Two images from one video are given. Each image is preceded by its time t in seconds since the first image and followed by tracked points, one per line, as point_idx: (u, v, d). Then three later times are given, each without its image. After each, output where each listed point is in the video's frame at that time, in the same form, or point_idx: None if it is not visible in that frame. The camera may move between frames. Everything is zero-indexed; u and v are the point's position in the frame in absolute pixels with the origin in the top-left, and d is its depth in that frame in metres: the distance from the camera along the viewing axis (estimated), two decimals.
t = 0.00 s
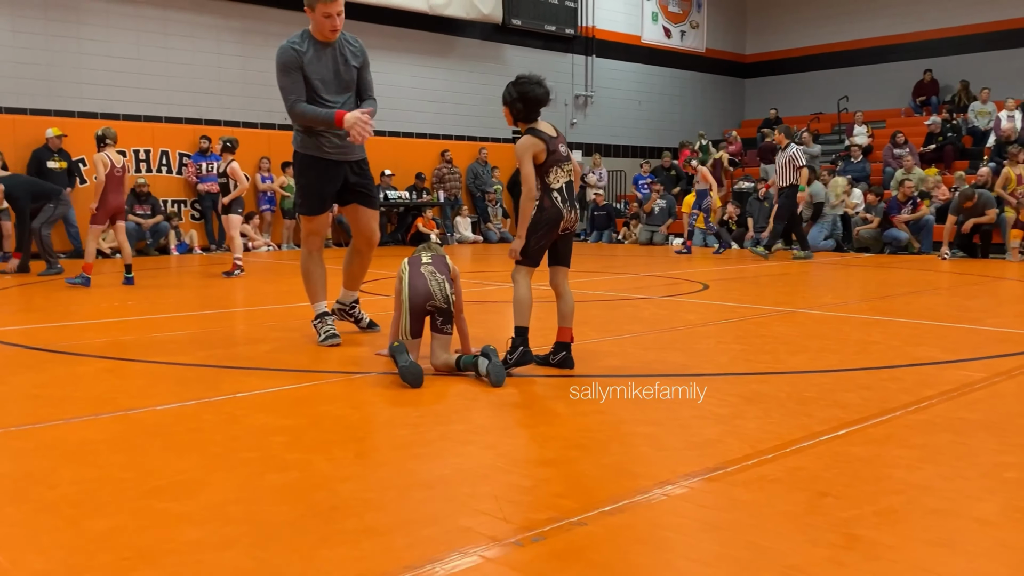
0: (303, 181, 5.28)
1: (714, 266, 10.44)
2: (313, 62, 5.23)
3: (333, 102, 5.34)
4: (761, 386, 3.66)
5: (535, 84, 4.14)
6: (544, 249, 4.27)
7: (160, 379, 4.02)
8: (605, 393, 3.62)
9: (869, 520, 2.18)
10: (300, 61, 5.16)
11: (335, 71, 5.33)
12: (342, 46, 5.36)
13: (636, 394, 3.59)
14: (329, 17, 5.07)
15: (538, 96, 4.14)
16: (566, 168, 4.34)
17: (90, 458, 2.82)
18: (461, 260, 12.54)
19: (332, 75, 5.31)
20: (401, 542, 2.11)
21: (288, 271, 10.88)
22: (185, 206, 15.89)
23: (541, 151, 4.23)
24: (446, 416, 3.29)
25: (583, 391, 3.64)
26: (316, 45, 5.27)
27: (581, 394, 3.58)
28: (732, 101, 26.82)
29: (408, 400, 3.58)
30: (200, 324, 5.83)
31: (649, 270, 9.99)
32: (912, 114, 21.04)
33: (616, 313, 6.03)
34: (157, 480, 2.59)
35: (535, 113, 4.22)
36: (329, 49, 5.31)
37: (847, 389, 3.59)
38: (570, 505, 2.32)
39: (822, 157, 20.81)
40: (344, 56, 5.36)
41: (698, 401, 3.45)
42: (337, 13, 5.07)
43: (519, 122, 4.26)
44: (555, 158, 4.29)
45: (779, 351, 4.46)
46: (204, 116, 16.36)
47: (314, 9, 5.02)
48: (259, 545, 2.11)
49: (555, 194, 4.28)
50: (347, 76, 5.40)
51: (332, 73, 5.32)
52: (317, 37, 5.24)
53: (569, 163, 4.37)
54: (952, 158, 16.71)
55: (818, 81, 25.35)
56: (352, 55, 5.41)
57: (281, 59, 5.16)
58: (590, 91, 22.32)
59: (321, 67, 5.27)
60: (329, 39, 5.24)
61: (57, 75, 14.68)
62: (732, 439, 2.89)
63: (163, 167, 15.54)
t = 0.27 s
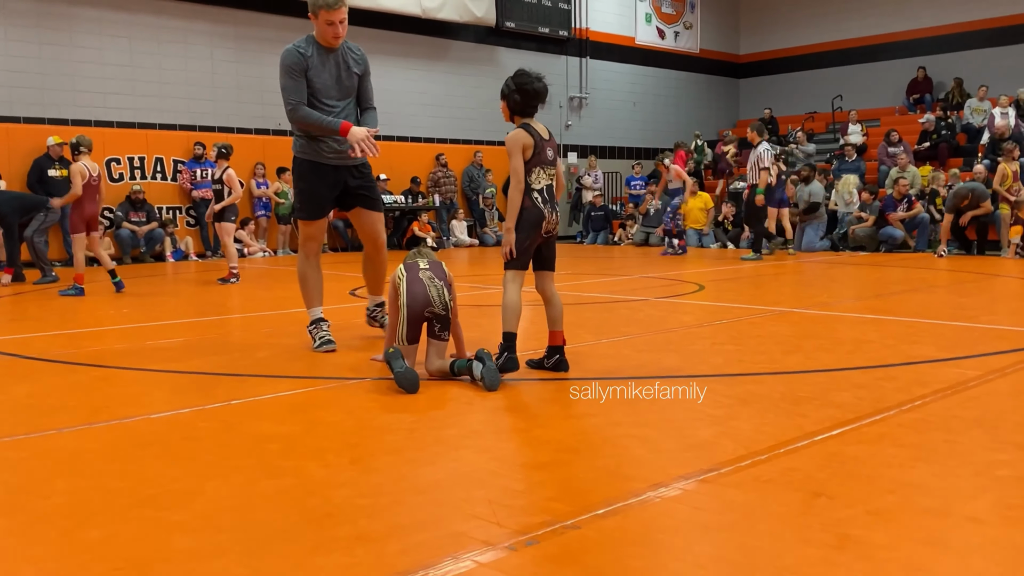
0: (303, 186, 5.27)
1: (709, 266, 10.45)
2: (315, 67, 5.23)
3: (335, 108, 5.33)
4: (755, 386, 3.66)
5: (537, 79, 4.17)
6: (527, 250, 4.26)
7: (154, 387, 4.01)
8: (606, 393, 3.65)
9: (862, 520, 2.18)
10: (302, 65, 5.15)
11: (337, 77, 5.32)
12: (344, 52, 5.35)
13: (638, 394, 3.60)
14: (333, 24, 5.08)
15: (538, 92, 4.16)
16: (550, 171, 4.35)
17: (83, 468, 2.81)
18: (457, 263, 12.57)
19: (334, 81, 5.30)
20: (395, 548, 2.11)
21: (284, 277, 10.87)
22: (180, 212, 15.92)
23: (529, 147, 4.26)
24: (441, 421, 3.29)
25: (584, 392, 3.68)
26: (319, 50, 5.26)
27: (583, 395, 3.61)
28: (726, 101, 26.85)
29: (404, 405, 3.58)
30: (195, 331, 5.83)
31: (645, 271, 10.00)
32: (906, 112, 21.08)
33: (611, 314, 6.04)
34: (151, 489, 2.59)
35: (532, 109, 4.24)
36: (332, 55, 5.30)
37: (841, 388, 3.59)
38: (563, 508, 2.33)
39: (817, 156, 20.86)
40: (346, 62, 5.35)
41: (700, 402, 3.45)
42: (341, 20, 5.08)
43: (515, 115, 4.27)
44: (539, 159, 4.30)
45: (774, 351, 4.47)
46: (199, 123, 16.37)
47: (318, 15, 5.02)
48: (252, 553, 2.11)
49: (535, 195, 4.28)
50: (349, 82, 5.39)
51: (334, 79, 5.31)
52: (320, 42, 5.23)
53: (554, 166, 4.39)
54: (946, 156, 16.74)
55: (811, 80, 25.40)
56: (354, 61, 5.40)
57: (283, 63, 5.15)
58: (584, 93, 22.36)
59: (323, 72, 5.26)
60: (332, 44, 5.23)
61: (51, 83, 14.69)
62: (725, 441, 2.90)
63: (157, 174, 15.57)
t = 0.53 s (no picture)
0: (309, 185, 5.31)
1: (706, 263, 10.46)
2: (330, 67, 5.24)
3: (346, 109, 5.34)
4: (752, 382, 3.66)
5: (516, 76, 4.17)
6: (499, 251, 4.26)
7: (149, 389, 4.00)
8: (604, 393, 3.64)
9: (858, 516, 2.18)
10: (316, 65, 5.19)
11: (353, 79, 5.31)
12: (362, 56, 5.36)
13: (636, 394, 3.59)
14: (351, 26, 5.11)
15: (514, 90, 4.14)
16: (528, 171, 4.33)
17: (76, 471, 2.80)
18: (453, 262, 12.58)
19: (348, 82, 5.30)
20: (388, 549, 2.10)
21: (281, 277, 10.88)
22: (176, 213, 15.92)
23: (504, 145, 4.23)
24: (437, 420, 3.28)
25: (583, 391, 3.66)
26: (336, 52, 5.28)
27: (582, 395, 3.60)
28: (721, 98, 26.86)
29: (399, 406, 3.57)
30: (190, 333, 5.82)
31: (641, 268, 10.01)
32: (901, 107, 21.11)
33: (608, 312, 6.04)
34: (144, 492, 2.57)
35: (510, 106, 4.24)
36: (349, 57, 5.31)
37: (837, 383, 3.59)
38: (558, 507, 2.32)
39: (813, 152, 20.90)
40: (363, 65, 5.35)
41: (697, 401, 3.43)
42: (359, 22, 5.11)
43: (494, 112, 4.28)
44: (516, 159, 4.28)
45: (771, 347, 4.47)
46: (194, 124, 16.37)
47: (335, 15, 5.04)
48: (244, 555, 2.10)
49: (511, 198, 4.27)
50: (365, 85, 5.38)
51: (349, 81, 5.30)
52: (337, 45, 5.25)
53: (533, 167, 4.37)
54: (942, 150, 16.75)
55: (807, 75, 25.42)
56: (371, 65, 5.39)
57: (295, 62, 5.20)
58: (580, 91, 22.37)
59: (339, 73, 5.26)
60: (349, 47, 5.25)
61: (45, 85, 14.67)
62: (721, 438, 2.89)
63: (152, 176, 15.55)
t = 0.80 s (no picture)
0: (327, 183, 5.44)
1: (707, 262, 10.46)
2: (350, 71, 5.38)
3: (364, 112, 5.46)
4: (754, 382, 3.65)
5: (485, 76, 4.24)
6: (491, 255, 4.25)
7: (150, 393, 3.99)
8: (605, 393, 3.64)
9: (861, 517, 2.17)
10: (336, 68, 5.34)
11: (372, 83, 5.44)
12: (383, 62, 5.49)
13: (637, 394, 3.58)
14: (376, 32, 5.15)
15: (484, 88, 4.19)
16: (507, 174, 4.33)
17: (77, 477, 2.79)
18: (453, 263, 12.58)
19: (368, 86, 5.42)
20: (390, 553, 2.10)
21: (281, 280, 10.87)
22: (176, 216, 15.95)
23: (478, 146, 4.26)
24: (438, 423, 3.28)
25: (584, 392, 3.66)
26: (358, 57, 5.43)
27: (584, 396, 3.59)
28: (720, 97, 26.85)
29: (401, 408, 3.57)
30: (191, 336, 5.82)
31: (641, 268, 10.01)
32: (901, 105, 21.08)
33: (609, 313, 6.04)
34: (145, 497, 2.57)
35: (484, 107, 4.28)
36: (370, 63, 5.44)
37: (840, 383, 3.59)
38: (561, 509, 2.31)
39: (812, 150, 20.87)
40: (382, 71, 5.48)
41: (698, 401, 3.42)
42: (383, 30, 5.14)
43: (469, 115, 4.34)
44: (493, 160, 4.31)
45: (772, 347, 4.46)
46: (193, 127, 16.37)
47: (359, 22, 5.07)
48: (245, 560, 2.09)
49: (494, 201, 4.27)
50: (384, 90, 5.50)
51: (368, 85, 5.43)
52: (359, 51, 5.40)
53: (513, 169, 4.36)
54: (942, 147, 16.72)
55: (806, 74, 25.41)
56: (391, 71, 5.51)
57: (317, 65, 5.37)
58: (580, 91, 22.38)
59: (358, 77, 5.40)
60: (370, 53, 5.34)
61: (44, 89, 14.67)
62: (723, 438, 2.89)
63: (152, 179, 15.57)
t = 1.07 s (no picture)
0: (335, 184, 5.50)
1: (709, 261, 10.46)
2: (360, 74, 5.37)
3: (373, 115, 5.45)
4: (756, 381, 3.65)
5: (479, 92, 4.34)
6: (473, 256, 4.27)
7: (152, 394, 3.99)
8: (605, 393, 3.63)
9: (865, 516, 2.16)
10: (346, 70, 5.34)
11: (381, 86, 5.41)
12: (394, 65, 5.44)
13: (638, 394, 3.58)
14: (386, 35, 5.11)
15: (473, 98, 4.30)
16: (485, 174, 4.33)
17: (79, 478, 2.79)
18: (455, 264, 12.59)
19: (376, 88, 5.40)
20: (393, 553, 2.09)
21: (282, 280, 10.88)
22: (177, 218, 16.02)
23: (457, 152, 4.33)
24: (440, 423, 3.27)
25: (583, 392, 3.66)
26: (370, 59, 5.40)
27: (583, 395, 3.60)
28: (721, 96, 26.86)
29: (403, 409, 3.57)
30: (193, 337, 5.82)
31: (643, 267, 10.01)
32: (901, 103, 21.07)
33: (610, 312, 6.04)
34: (148, 498, 2.57)
35: (470, 118, 4.36)
36: (381, 65, 5.41)
37: (842, 381, 3.59)
38: (563, 509, 2.31)
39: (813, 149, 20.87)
40: (392, 74, 5.44)
41: (699, 400, 3.42)
42: (394, 34, 5.11)
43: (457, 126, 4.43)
44: (471, 162, 4.34)
45: (774, 345, 4.46)
46: (194, 128, 16.37)
47: (370, 22, 5.05)
48: (247, 562, 2.08)
49: (473, 200, 4.27)
50: (393, 93, 5.46)
51: (377, 88, 5.40)
52: (371, 53, 5.38)
53: (493, 172, 4.36)
54: (943, 145, 16.71)
55: (806, 72, 25.41)
56: (402, 74, 5.46)
57: (330, 67, 5.38)
58: (580, 90, 22.39)
59: (368, 80, 5.38)
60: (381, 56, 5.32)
61: (44, 91, 14.67)
62: (726, 437, 2.89)
63: (153, 180, 15.62)
